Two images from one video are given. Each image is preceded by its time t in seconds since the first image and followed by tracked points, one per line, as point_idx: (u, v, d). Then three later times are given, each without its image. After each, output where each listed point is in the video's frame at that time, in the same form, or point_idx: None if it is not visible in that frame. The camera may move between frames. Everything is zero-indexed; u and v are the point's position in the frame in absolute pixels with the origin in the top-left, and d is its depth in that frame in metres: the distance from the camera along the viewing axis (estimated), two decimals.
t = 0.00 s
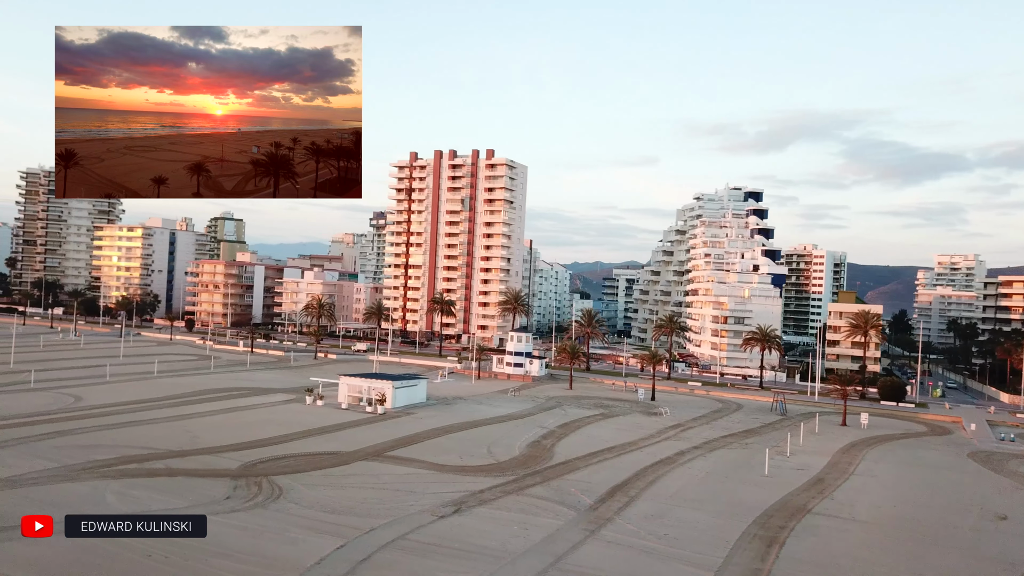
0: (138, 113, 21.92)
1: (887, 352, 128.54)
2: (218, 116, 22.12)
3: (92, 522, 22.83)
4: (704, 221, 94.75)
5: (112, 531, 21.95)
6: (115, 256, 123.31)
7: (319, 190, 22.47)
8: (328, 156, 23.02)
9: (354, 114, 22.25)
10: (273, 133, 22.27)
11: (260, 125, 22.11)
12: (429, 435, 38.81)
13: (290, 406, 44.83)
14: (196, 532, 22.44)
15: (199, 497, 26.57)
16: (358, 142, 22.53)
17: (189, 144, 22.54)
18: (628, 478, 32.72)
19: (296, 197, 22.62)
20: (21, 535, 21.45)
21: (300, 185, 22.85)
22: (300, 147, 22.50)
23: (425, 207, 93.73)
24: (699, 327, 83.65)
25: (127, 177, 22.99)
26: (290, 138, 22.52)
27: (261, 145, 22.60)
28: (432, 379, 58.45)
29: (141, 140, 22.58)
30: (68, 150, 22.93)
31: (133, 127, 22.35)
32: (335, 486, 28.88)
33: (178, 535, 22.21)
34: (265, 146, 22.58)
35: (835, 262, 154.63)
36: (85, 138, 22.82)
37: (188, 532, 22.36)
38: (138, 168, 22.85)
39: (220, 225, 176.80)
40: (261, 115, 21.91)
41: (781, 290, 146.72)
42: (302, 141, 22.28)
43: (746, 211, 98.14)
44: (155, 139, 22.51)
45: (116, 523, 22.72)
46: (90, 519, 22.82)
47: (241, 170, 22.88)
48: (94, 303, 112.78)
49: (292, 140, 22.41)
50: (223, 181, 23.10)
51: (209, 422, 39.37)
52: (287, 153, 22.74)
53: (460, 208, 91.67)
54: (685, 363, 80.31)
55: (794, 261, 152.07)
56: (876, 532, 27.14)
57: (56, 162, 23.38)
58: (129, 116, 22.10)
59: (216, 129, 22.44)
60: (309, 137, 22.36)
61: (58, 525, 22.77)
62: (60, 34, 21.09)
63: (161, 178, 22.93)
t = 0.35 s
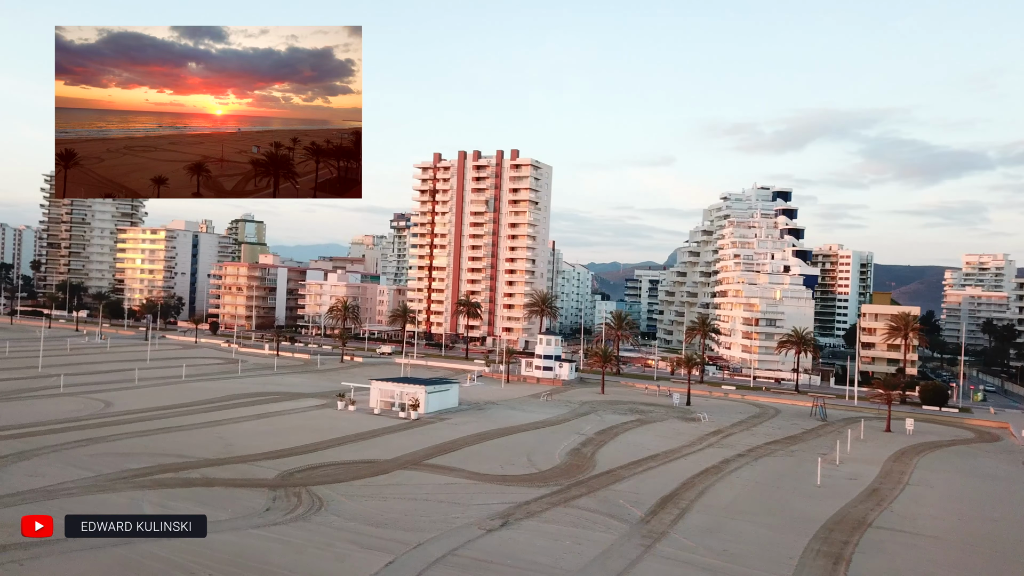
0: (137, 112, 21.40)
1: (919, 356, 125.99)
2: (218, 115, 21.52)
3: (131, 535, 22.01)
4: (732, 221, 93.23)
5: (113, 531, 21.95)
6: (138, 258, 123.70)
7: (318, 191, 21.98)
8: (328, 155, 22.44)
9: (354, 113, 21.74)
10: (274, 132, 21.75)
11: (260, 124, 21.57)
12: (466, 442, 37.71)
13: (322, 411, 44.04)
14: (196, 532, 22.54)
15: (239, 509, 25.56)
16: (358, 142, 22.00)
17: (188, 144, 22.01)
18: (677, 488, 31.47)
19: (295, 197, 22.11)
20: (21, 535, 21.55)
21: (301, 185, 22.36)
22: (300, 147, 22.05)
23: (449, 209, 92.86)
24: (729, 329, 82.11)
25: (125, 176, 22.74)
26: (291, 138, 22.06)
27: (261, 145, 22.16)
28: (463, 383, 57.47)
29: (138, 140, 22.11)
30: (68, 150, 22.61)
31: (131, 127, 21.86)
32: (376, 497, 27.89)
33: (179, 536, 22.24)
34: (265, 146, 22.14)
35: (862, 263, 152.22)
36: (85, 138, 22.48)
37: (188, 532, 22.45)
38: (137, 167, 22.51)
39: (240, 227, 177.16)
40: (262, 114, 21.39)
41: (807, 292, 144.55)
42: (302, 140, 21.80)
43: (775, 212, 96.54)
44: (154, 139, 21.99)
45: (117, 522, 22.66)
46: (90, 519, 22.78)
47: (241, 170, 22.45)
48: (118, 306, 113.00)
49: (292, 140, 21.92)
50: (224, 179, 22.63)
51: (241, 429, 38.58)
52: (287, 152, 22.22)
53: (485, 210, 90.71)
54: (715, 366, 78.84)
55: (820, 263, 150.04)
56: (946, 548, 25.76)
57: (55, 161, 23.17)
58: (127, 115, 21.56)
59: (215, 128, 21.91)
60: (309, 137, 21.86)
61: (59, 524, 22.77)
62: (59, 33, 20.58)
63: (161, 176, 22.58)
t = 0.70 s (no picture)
0: (139, 114, 23.10)
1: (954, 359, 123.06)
2: (217, 116, 23.13)
3: (157, 546, 21.51)
4: (762, 221, 91.50)
5: (113, 531, 22.19)
6: (163, 261, 124.20)
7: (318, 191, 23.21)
8: (327, 155, 23.57)
9: (354, 114, 22.93)
10: (273, 133, 23.12)
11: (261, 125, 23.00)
12: (501, 450, 36.66)
13: (351, 417, 43.19)
14: (196, 531, 22.79)
15: (274, 522, 24.63)
16: (357, 142, 23.12)
17: (188, 144, 23.54)
18: (724, 500, 30.18)
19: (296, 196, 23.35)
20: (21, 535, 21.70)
21: (300, 185, 23.54)
22: (300, 147, 23.24)
23: (474, 210, 91.96)
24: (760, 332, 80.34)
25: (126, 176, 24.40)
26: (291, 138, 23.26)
27: (261, 146, 23.50)
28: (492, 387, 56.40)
29: (140, 141, 23.77)
30: (68, 150, 23.92)
31: (132, 128, 23.53)
32: (414, 509, 26.88)
33: (178, 536, 22.50)
34: (265, 146, 23.49)
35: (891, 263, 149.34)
36: (85, 138, 23.86)
37: (188, 532, 22.71)
38: (139, 167, 24.18)
39: (262, 229, 177.31)
40: (262, 115, 22.91)
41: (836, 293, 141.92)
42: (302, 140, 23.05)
43: (806, 212, 94.66)
44: (154, 139, 23.63)
45: (116, 522, 22.87)
46: (89, 518, 22.95)
47: (241, 171, 23.82)
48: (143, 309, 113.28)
49: (291, 141, 23.17)
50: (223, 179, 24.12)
51: (271, 436, 37.77)
52: (287, 152, 23.43)
53: (510, 211, 89.66)
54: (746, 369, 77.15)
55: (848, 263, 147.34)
56: (1018, 566, 24.24)
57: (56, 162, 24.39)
58: (131, 117, 23.24)
59: (215, 128, 23.49)
60: (308, 137, 23.07)
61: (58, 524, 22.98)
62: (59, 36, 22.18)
63: (162, 177, 24.43)
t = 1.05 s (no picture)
0: (142, 116, 27.24)
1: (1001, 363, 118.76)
2: (218, 118, 27.34)
3: (154, 547, 21.73)
4: (797, 221, 89.30)
5: (112, 531, 22.61)
6: (191, 264, 124.57)
7: (316, 188, 27.56)
8: (324, 156, 27.99)
9: (349, 118, 26.97)
10: (272, 135, 27.51)
11: (261, 125, 27.15)
12: (540, 460, 35.22)
13: (384, 424, 42.13)
14: (196, 532, 23.04)
15: (310, 539, 23.47)
16: (354, 143, 27.28)
17: (188, 145, 27.88)
18: (780, 516, 28.46)
19: (296, 193, 27.79)
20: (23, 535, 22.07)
21: (298, 182, 28.06)
22: (300, 147, 27.56)
23: (503, 212, 90.74)
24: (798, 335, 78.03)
25: (127, 174, 28.81)
26: (290, 140, 27.64)
27: (262, 146, 27.91)
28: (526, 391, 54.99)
29: (143, 141, 28.07)
30: (67, 149, 28.26)
31: (135, 128, 27.82)
32: (455, 525, 25.54)
33: (178, 535, 22.82)
34: (265, 147, 27.89)
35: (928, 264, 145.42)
36: (85, 140, 28.22)
37: (188, 532, 22.98)
38: (140, 166, 28.61)
39: (289, 232, 177.48)
40: (262, 119, 27.20)
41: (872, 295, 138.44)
42: (301, 140, 27.25)
43: (843, 212, 92.23)
44: (157, 139, 27.95)
45: (117, 522, 23.25)
46: (90, 519, 23.40)
47: (241, 170, 28.39)
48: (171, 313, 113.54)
49: (291, 142, 27.52)
50: (221, 178, 28.75)
51: (304, 444, 36.65)
52: (284, 152, 28.05)
53: (539, 212, 88.29)
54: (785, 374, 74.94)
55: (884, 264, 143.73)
56: None
57: (56, 162, 28.71)
58: (135, 120, 27.53)
59: (215, 130, 27.89)
60: (307, 138, 27.32)
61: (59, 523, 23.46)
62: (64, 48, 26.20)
63: (160, 176, 28.81)
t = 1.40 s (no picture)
0: (139, 114, 22.14)
1: None
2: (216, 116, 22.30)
3: (151, 548, 21.98)
4: (834, 221, 87.05)
5: (112, 531, 22.78)
6: (218, 267, 124.57)
7: (318, 190, 22.66)
8: (326, 155, 23.18)
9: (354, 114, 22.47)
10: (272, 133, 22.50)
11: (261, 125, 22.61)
12: (579, 471, 33.72)
13: (414, 431, 40.96)
14: (195, 531, 23.28)
15: (342, 557, 22.25)
16: (358, 142, 22.83)
17: (188, 144, 22.67)
18: (838, 534, 26.71)
19: (297, 196, 22.83)
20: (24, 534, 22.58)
21: (300, 184, 23.12)
22: (300, 146, 22.71)
23: (531, 213, 89.35)
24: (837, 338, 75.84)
25: (125, 176, 23.15)
26: (291, 138, 22.77)
27: (261, 145, 22.94)
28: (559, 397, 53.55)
29: (139, 141, 22.71)
30: (66, 150, 22.79)
31: (130, 127, 22.46)
32: (493, 542, 24.22)
33: (178, 536, 23.03)
34: (265, 147, 22.92)
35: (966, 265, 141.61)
36: (81, 139, 22.76)
37: (187, 532, 23.19)
38: (138, 166, 23.13)
39: (316, 235, 177.43)
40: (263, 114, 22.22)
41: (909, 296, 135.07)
42: (303, 140, 22.47)
43: (882, 211, 89.75)
44: (154, 138, 22.61)
45: (117, 522, 23.49)
46: (91, 519, 23.85)
47: (241, 171, 23.27)
48: (199, 316, 113.69)
49: (291, 141, 22.60)
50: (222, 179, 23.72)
51: (332, 453, 35.46)
52: (285, 152, 23.04)
53: (568, 213, 86.78)
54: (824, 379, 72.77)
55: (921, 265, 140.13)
56: None
57: (54, 162, 22.80)
58: (130, 118, 22.32)
59: (212, 127, 22.67)
60: (308, 137, 22.51)
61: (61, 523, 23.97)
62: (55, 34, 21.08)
63: (161, 176, 23.56)
